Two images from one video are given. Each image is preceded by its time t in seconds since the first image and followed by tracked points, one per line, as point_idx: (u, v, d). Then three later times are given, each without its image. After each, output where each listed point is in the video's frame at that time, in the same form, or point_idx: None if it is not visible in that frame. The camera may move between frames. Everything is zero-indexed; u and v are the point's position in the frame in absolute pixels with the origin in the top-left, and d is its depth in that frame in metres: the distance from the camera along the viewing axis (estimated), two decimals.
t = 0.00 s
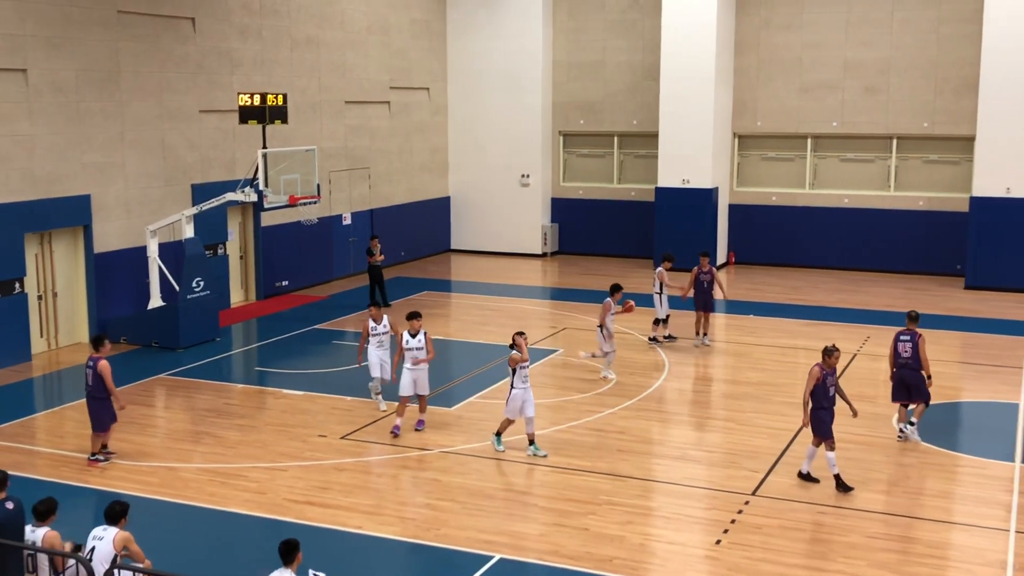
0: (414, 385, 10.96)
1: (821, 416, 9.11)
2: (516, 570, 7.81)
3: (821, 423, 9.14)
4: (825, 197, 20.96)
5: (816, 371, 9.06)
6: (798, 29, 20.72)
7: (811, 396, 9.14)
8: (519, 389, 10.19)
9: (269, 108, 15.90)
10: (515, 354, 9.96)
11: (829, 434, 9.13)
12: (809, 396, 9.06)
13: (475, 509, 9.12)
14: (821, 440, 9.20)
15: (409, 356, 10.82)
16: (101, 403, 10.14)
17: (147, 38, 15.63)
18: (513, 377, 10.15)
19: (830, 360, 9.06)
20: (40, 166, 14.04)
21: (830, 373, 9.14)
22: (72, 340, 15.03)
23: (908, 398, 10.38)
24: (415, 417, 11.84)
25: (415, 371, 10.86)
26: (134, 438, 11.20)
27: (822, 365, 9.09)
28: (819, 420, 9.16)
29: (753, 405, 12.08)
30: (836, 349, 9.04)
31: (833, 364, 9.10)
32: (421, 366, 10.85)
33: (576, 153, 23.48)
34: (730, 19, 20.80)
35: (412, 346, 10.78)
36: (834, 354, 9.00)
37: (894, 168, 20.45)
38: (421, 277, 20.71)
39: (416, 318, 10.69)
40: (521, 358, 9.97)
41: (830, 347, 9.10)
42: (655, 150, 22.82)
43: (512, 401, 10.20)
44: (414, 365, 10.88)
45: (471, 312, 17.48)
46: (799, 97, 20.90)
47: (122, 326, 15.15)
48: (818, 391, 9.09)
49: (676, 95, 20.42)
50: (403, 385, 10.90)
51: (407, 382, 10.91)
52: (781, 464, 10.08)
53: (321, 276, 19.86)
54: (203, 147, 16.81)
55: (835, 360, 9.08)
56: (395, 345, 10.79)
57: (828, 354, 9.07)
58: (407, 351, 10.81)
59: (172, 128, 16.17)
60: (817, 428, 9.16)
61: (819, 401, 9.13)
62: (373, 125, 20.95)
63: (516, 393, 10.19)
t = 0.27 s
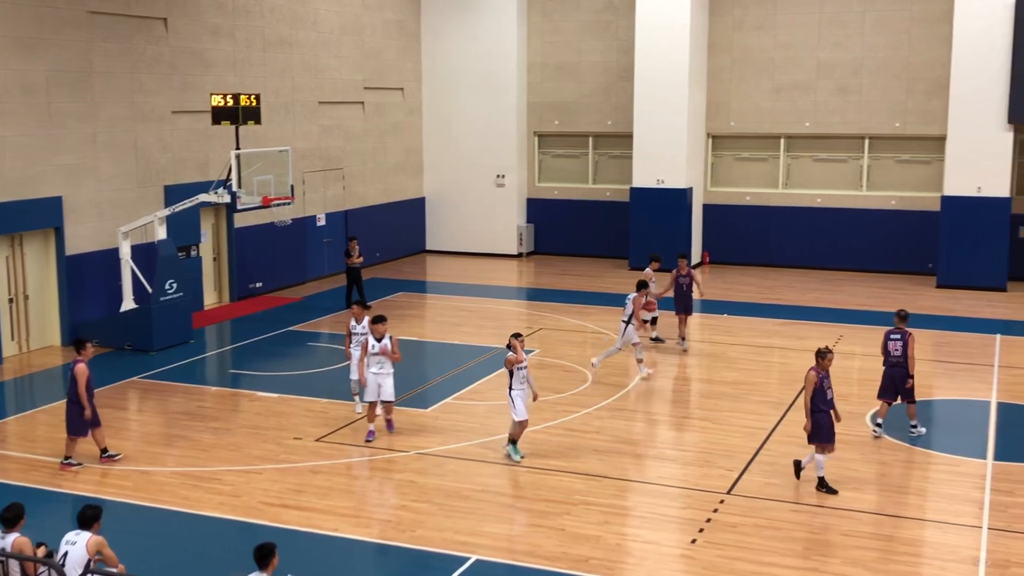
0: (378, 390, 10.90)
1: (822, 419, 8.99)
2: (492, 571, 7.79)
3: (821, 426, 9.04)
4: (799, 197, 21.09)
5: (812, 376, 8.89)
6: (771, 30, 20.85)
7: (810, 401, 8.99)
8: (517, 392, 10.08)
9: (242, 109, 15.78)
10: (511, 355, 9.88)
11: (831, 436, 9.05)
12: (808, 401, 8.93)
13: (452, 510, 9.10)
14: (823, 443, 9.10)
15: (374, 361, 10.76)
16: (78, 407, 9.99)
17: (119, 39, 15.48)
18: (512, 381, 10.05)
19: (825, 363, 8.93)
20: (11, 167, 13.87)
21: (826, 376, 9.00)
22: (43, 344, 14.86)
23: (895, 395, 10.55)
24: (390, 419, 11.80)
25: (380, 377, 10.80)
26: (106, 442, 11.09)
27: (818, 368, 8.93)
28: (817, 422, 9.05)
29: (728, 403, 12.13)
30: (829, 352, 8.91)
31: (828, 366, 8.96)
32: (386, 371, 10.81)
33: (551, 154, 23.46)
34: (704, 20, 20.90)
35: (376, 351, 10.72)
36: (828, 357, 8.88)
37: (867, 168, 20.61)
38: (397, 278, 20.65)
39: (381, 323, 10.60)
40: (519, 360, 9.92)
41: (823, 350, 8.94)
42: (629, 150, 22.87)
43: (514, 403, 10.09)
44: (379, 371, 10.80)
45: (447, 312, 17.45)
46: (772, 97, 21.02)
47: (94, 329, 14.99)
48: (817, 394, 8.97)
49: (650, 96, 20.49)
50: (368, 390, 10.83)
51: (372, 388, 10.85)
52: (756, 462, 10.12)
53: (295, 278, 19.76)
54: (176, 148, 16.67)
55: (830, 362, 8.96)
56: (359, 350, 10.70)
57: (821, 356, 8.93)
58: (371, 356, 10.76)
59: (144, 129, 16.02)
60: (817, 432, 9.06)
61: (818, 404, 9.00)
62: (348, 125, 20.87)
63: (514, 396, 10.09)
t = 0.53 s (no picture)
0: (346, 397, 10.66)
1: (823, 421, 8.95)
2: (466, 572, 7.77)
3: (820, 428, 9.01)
4: (770, 197, 21.24)
5: (809, 378, 8.84)
6: (742, 31, 20.96)
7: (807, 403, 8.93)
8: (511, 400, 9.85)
9: (213, 110, 15.65)
10: (507, 362, 9.63)
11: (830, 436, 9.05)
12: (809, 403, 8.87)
13: (426, 511, 9.07)
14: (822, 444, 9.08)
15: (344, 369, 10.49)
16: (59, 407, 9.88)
17: (87, 39, 15.31)
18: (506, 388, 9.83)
19: (820, 365, 8.94)
20: None
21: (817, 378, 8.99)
22: (11, 347, 14.65)
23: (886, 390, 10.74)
24: (364, 421, 11.75)
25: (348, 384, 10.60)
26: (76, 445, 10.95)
27: (812, 371, 8.91)
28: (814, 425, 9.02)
29: (701, 403, 12.18)
30: (824, 354, 8.94)
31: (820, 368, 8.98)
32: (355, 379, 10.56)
33: (524, 154, 23.45)
34: (675, 21, 20.99)
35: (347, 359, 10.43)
36: (823, 359, 8.90)
37: (837, 168, 20.78)
38: (370, 279, 20.57)
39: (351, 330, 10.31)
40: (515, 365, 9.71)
41: (818, 352, 8.96)
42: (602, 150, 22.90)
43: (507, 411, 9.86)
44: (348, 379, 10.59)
45: (420, 313, 17.40)
46: (743, 97, 21.14)
47: (64, 331, 14.79)
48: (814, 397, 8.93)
49: (623, 97, 20.54)
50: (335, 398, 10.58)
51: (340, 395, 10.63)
52: (729, 461, 10.16)
53: (267, 279, 19.63)
54: (146, 149, 16.50)
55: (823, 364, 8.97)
56: (329, 357, 10.41)
57: (817, 358, 8.95)
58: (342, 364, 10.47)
59: (114, 130, 15.85)
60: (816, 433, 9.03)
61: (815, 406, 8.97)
62: (320, 126, 20.76)
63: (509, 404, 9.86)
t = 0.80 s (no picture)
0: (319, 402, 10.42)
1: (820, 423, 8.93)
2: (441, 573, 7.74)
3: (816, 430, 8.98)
4: (742, 197, 21.36)
5: (807, 380, 8.79)
6: (714, 32, 21.06)
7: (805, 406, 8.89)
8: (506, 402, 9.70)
9: (184, 111, 15.51)
10: (504, 364, 9.49)
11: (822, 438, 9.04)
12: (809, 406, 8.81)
13: (400, 513, 9.02)
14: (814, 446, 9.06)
15: (315, 371, 10.32)
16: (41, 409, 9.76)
17: (56, 39, 15.13)
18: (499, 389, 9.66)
19: (818, 367, 8.90)
20: None
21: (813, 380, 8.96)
22: None
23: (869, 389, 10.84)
24: (337, 422, 11.69)
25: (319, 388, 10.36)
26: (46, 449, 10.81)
27: (810, 373, 8.87)
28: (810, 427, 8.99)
29: (675, 402, 12.21)
30: (824, 356, 8.89)
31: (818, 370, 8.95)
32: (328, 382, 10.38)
33: (497, 155, 23.43)
34: (648, 22, 21.06)
35: (319, 358, 10.31)
36: (822, 360, 8.85)
37: (808, 168, 20.92)
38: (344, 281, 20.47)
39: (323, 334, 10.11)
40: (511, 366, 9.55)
41: (817, 354, 8.91)
42: (576, 151, 22.92)
43: (501, 413, 9.69)
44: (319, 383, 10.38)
45: (394, 315, 17.34)
46: (715, 98, 21.24)
47: (33, 334, 14.58)
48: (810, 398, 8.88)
49: (597, 97, 20.57)
50: (308, 403, 10.34)
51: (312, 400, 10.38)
52: (704, 460, 10.19)
53: (239, 281, 19.48)
54: (117, 151, 16.33)
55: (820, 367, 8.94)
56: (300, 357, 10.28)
57: (813, 360, 8.90)
58: (314, 365, 10.33)
59: (83, 131, 15.67)
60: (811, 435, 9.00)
61: (811, 408, 8.93)
62: (292, 127, 20.65)
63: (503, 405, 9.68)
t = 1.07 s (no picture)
0: (290, 408, 10.11)
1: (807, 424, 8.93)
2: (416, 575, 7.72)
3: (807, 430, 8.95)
4: (714, 197, 21.48)
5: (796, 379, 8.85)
6: (685, 33, 21.16)
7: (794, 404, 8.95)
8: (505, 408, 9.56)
9: (154, 112, 15.37)
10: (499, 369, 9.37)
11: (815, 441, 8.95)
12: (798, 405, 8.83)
13: (374, 515, 8.99)
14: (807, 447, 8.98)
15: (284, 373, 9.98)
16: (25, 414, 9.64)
17: (24, 40, 14.94)
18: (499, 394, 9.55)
19: (811, 367, 8.91)
20: None
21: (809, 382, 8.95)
22: None
23: (851, 381, 11.14)
24: (311, 425, 11.63)
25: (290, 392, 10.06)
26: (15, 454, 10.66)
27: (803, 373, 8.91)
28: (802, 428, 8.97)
29: (649, 401, 12.25)
30: (819, 357, 8.90)
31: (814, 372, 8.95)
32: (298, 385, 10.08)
33: (470, 156, 23.41)
34: (619, 23, 21.12)
35: (286, 360, 9.95)
36: (815, 361, 8.85)
37: (779, 168, 21.06)
38: (317, 282, 20.37)
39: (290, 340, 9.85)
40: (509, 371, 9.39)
41: (811, 354, 8.93)
42: (549, 152, 22.94)
43: (500, 418, 9.57)
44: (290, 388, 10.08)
45: (367, 316, 17.28)
46: (687, 99, 21.34)
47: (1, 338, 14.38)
48: (801, 399, 8.91)
49: (569, 98, 20.60)
50: (279, 409, 9.99)
51: (283, 406, 10.03)
52: (677, 459, 10.22)
53: (211, 283, 19.34)
54: (86, 152, 16.16)
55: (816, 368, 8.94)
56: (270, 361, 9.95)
57: (808, 360, 8.91)
58: (282, 368, 9.99)
59: (52, 133, 15.49)
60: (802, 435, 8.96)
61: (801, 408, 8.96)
62: (263, 128, 20.53)
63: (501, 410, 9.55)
